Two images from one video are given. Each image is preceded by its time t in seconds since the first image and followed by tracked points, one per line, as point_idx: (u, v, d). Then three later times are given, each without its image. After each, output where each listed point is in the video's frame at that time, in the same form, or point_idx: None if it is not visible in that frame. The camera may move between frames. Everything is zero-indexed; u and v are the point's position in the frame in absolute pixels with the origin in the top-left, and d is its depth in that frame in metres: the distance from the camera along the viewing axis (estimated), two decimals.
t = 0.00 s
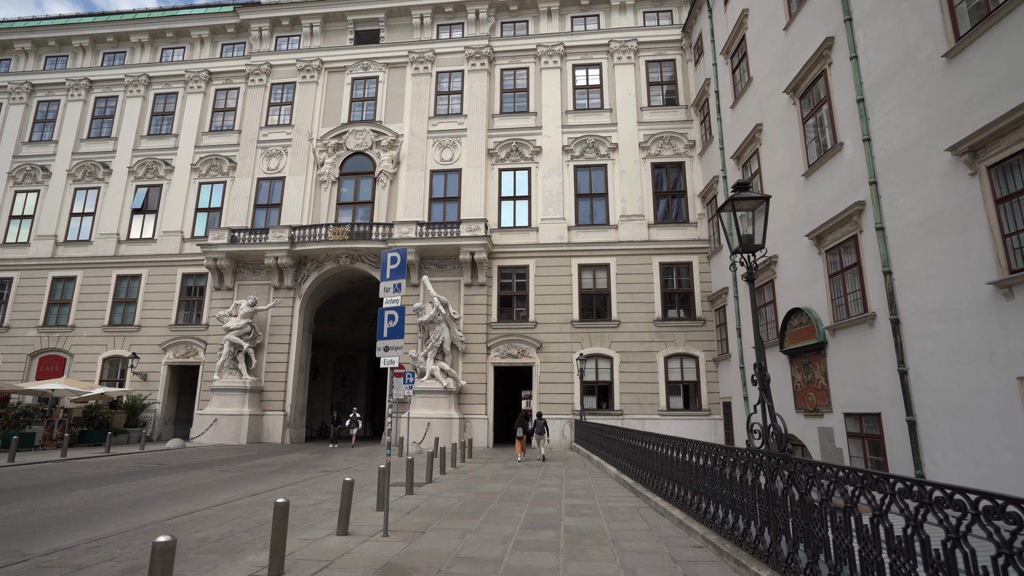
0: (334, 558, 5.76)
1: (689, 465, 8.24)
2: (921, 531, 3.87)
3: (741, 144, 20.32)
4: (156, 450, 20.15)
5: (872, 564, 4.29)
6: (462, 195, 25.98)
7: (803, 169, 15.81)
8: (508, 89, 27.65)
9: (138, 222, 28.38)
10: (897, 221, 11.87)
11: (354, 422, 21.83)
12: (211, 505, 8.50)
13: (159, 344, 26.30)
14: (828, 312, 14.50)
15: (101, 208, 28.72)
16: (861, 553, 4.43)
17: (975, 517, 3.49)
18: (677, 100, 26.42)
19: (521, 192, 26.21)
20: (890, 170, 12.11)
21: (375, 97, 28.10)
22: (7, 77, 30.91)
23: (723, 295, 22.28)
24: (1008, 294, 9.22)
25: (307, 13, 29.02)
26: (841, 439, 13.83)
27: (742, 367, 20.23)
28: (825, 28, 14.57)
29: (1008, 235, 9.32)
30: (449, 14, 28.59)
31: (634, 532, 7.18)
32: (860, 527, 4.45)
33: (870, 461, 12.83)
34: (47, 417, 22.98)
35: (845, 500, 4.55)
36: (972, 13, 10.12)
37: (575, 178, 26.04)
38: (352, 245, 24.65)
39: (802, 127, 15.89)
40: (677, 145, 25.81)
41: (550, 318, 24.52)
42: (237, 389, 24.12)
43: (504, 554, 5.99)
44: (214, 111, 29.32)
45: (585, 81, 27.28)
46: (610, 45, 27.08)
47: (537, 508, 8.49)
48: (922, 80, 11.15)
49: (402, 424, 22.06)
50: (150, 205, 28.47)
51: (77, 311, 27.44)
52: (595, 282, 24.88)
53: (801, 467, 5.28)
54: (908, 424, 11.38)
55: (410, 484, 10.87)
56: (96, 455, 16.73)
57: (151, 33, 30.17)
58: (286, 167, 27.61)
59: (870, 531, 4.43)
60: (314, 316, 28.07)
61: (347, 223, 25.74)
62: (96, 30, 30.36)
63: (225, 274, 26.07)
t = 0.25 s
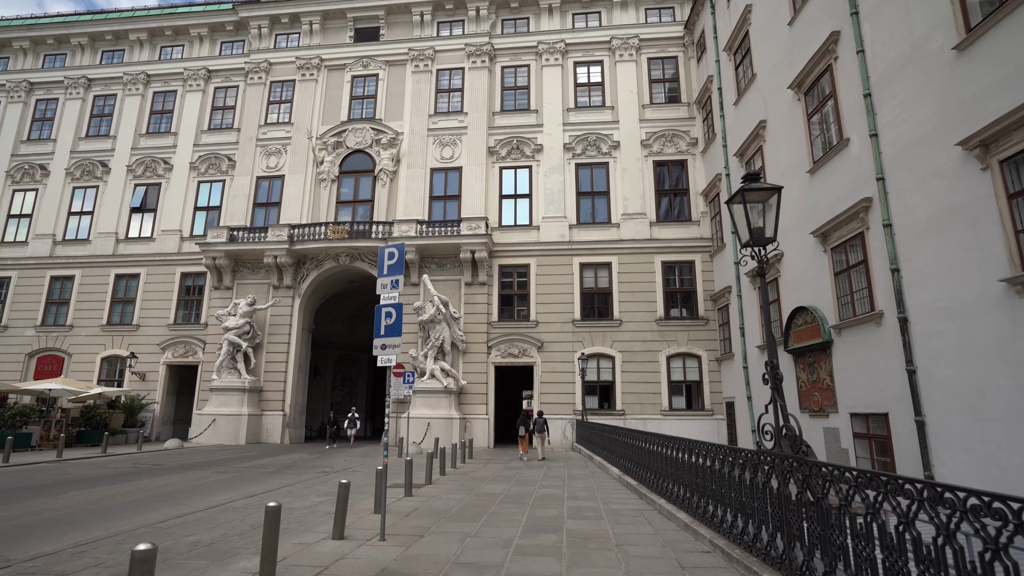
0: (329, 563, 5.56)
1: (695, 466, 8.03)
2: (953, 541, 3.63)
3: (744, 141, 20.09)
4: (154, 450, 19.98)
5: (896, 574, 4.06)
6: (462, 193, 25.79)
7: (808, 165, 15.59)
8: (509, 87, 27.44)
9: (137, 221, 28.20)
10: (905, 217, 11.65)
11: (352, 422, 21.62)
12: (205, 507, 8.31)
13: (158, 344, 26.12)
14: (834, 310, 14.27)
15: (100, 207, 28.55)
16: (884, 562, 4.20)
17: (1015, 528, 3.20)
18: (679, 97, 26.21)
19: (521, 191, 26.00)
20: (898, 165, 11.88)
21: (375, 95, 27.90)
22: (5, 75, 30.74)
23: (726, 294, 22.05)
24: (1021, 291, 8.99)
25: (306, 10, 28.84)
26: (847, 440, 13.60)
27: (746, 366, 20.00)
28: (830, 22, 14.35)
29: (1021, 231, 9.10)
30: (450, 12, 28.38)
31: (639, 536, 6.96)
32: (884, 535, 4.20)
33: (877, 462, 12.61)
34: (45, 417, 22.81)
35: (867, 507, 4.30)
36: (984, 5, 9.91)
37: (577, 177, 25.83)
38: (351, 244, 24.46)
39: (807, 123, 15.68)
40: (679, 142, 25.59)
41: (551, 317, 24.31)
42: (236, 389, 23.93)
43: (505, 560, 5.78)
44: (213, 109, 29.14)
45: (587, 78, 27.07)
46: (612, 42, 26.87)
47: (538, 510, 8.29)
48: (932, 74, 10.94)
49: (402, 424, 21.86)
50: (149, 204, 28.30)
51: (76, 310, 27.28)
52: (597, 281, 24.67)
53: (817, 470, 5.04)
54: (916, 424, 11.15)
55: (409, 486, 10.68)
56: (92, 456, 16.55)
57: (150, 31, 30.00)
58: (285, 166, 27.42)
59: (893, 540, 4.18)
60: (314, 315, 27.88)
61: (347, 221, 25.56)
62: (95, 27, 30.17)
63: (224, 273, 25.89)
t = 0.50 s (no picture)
0: (322, 569, 5.36)
1: (700, 468, 7.82)
2: (991, 552, 3.42)
3: (747, 138, 19.88)
4: (151, 451, 19.81)
5: None
6: (462, 191, 25.58)
7: (812, 162, 15.38)
8: (509, 85, 27.24)
9: (135, 220, 28.02)
10: (912, 214, 11.45)
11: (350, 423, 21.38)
12: (198, 510, 8.12)
13: (156, 344, 25.93)
14: (839, 308, 14.06)
15: (97, 206, 28.37)
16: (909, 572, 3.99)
17: None
18: (681, 94, 26.00)
19: (522, 189, 25.80)
20: (905, 161, 11.68)
21: (374, 93, 27.70)
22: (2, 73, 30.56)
23: (728, 293, 21.84)
24: None
25: (305, 8, 28.66)
26: (853, 440, 13.38)
27: (749, 366, 19.80)
28: (835, 16, 14.15)
29: None
30: (450, 9, 28.17)
31: (643, 541, 6.75)
32: (908, 544, 4.01)
33: (883, 463, 12.40)
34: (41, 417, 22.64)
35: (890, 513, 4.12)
36: None
37: (577, 174, 25.62)
38: (350, 243, 24.27)
39: (811, 119, 15.47)
40: (681, 140, 25.36)
41: (551, 316, 24.11)
42: (234, 389, 23.73)
43: (505, 566, 5.57)
44: (211, 107, 28.94)
45: (588, 76, 26.86)
46: (613, 39, 26.66)
47: (539, 513, 8.10)
48: (940, 67, 10.74)
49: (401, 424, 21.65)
50: (146, 202, 28.11)
51: (73, 310, 27.10)
52: (598, 280, 24.47)
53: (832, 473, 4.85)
54: (924, 424, 10.95)
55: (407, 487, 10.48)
56: (88, 457, 16.37)
57: (148, 28, 29.81)
58: (284, 164, 27.23)
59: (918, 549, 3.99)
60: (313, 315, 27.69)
61: (346, 220, 25.38)
62: (92, 25, 29.98)
63: (222, 272, 25.70)
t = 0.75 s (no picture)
0: (313, 572, 5.15)
1: (704, 466, 7.61)
2: None
3: (750, 133, 19.65)
4: (147, 450, 19.61)
5: None
6: (462, 188, 25.36)
7: (816, 157, 15.17)
8: (509, 81, 27.02)
9: (132, 218, 27.81)
10: (920, 208, 11.23)
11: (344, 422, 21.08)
12: (189, 510, 7.91)
13: (153, 342, 25.72)
14: (844, 305, 13.85)
15: (94, 204, 28.17)
16: None
17: None
18: (682, 91, 25.79)
19: (522, 186, 25.59)
20: (912, 154, 11.46)
21: (373, 89, 27.48)
22: None
23: (730, 290, 21.63)
24: None
25: (303, 4, 28.44)
26: (858, 438, 13.18)
27: (751, 364, 19.59)
28: (840, 8, 13.93)
29: None
30: (449, 5, 27.94)
31: (647, 542, 6.53)
32: (933, 548, 3.73)
33: (889, 462, 12.20)
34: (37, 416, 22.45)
35: (915, 514, 3.87)
36: None
37: (578, 171, 25.41)
38: (349, 240, 24.07)
39: (815, 113, 15.25)
40: (682, 136, 25.13)
41: (552, 314, 23.91)
42: (232, 388, 23.52)
43: (503, 568, 5.36)
44: (209, 104, 28.72)
45: (588, 72, 26.65)
46: (614, 35, 26.44)
47: (539, 513, 7.90)
48: (948, 58, 10.52)
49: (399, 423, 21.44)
50: (144, 200, 27.92)
51: (70, 308, 26.90)
52: (598, 277, 24.26)
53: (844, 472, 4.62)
54: (931, 422, 10.74)
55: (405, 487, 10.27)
56: (83, 456, 16.18)
57: (145, 25, 29.61)
58: (282, 161, 27.02)
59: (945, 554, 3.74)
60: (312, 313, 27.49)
61: (344, 217, 25.18)
62: (89, 22, 29.78)
63: (220, 270, 25.48)
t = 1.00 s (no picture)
0: None
1: (706, 468, 7.40)
2: None
3: (751, 130, 19.43)
4: (142, 450, 19.40)
5: None
6: (461, 186, 25.14)
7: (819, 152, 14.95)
8: (508, 78, 26.79)
9: (128, 216, 27.58)
10: (926, 203, 10.99)
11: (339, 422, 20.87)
12: (178, 514, 7.70)
13: (149, 341, 25.50)
14: (847, 303, 13.63)
15: (90, 202, 27.94)
16: None
17: None
18: (683, 87, 25.56)
19: (521, 183, 25.37)
20: (918, 149, 11.24)
21: (371, 86, 27.25)
22: None
23: (732, 289, 21.41)
24: None
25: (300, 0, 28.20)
26: (862, 438, 12.96)
27: (753, 363, 19.38)
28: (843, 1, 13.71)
29: None
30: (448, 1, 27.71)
31: (649, 547, 6.30)
32: (962, 561, 3.47)
33: (894, 462, 11.99)
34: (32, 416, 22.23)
35: (941, 523, 3.59)
36: None
37: (578, 169, 25.20)
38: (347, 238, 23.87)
39: (818, 108, 15.03)
40: (683, 133, 24.93)
41: (551, 313, 23.69)
42: (228, 388, 23.29)
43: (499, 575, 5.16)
44: (205, 101, 28.49)
45: (588, 68, 26.42)
46: (614, 31, 26.21)
47: (538, 516, 7.70)
48: (955, 50, 10.30)
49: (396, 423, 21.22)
50: (140, 198, 27.67)
51: (65, 307, 26.68)
52: (598, 276, 24.05)
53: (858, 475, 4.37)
54: (938, 422, 10.52)
55: (401, 488, 10.07)
56: (76, 457, 15.95)
57: (141, 22, 29.36)
58: (280, 159, 26.79)
59: (975, 566, 3.48)
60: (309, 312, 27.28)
61: (342, 215, 24.97)
62: (85, 18, 29.54)
63: (216, 268, 25.26)
